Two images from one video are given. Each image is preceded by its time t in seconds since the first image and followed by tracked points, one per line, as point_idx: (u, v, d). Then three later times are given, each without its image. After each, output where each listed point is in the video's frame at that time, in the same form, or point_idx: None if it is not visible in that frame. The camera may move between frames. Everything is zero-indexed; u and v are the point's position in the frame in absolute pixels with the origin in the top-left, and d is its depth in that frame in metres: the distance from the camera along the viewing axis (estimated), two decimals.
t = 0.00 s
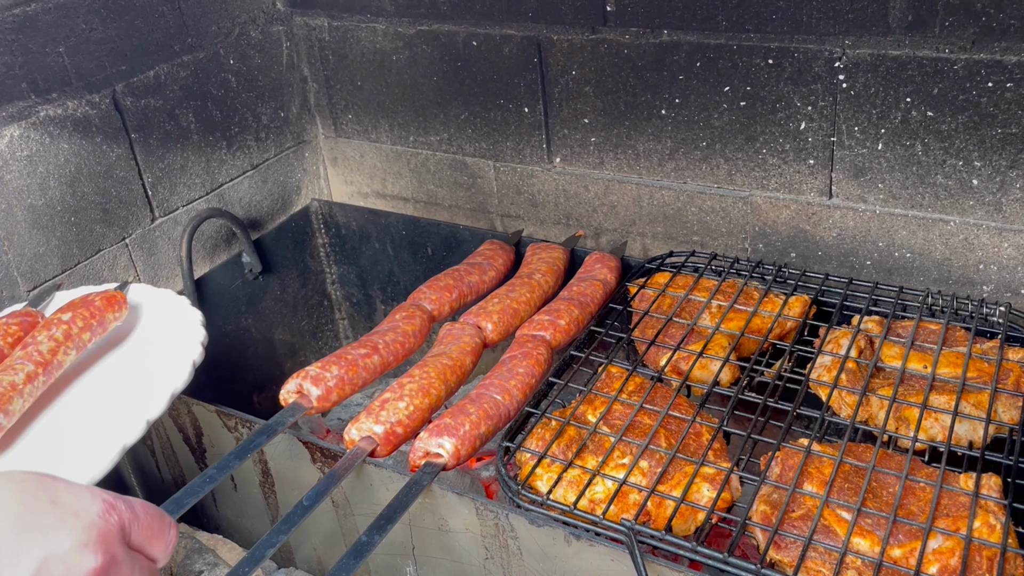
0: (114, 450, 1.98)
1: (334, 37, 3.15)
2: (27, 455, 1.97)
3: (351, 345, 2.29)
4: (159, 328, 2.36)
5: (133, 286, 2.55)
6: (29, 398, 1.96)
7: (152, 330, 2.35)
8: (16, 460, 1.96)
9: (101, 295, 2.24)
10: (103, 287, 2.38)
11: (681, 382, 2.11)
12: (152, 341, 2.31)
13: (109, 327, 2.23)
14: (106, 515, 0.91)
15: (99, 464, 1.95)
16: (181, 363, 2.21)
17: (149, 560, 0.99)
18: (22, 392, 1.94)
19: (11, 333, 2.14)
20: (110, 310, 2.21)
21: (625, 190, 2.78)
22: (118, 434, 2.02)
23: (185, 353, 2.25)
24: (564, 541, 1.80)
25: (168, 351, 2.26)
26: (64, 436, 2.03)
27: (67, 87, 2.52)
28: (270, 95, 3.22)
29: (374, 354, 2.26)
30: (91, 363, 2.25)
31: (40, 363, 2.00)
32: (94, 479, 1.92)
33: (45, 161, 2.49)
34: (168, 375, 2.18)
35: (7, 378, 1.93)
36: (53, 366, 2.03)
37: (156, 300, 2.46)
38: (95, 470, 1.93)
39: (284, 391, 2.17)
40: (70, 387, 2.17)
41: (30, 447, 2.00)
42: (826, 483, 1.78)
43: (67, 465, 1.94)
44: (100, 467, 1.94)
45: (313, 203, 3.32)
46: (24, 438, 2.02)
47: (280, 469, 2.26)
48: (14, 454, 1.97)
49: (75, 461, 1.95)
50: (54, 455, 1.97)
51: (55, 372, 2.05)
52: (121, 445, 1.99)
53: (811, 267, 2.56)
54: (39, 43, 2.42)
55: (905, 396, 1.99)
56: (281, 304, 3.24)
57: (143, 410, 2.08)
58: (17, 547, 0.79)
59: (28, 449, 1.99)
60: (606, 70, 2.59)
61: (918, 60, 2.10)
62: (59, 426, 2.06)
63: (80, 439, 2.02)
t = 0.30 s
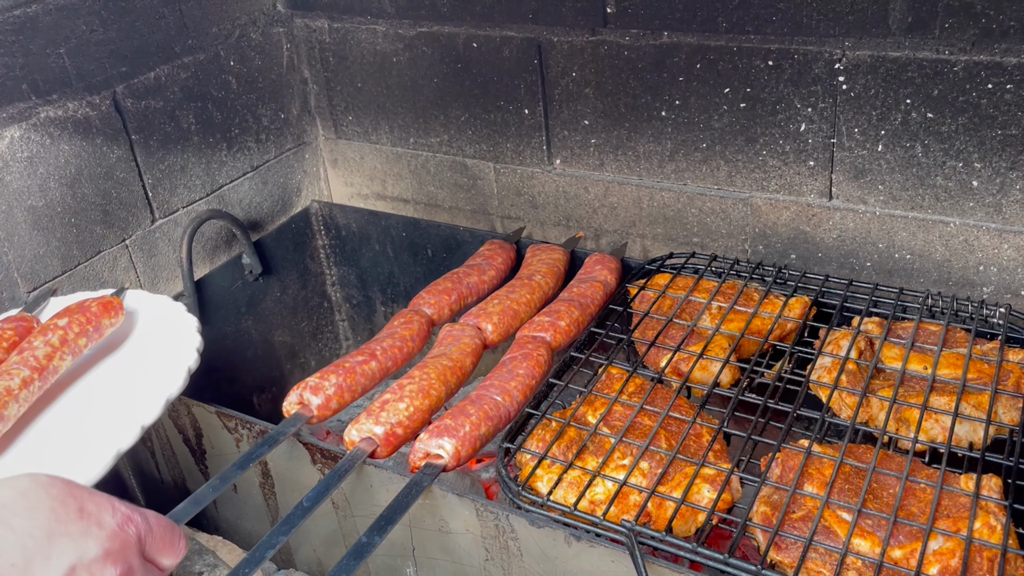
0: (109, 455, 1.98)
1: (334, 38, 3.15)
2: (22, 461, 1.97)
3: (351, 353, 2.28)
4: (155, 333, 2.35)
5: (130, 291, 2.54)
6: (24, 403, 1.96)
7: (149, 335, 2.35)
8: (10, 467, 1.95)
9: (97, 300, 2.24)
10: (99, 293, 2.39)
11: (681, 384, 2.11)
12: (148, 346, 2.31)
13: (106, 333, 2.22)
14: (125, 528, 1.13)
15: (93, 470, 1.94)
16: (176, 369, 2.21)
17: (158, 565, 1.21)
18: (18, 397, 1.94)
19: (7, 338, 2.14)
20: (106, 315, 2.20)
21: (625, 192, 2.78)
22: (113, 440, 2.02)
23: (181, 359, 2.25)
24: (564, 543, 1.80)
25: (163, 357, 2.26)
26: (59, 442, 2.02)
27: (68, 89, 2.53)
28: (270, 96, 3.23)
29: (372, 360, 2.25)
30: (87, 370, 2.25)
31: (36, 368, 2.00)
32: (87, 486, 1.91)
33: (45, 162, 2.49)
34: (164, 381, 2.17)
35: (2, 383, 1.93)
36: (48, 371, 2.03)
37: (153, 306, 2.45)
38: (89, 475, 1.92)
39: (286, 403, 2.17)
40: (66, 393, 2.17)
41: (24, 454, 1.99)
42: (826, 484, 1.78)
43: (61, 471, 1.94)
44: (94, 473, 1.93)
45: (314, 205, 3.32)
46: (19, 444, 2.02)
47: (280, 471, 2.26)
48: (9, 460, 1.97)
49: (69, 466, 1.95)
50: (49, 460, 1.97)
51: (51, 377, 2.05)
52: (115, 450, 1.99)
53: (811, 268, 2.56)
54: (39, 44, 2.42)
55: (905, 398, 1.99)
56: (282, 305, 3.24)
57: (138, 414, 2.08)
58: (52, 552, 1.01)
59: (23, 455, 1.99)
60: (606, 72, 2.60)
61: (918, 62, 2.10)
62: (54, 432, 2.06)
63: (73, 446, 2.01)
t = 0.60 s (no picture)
0: (105, 460, 1.98)
1: (334, 40, 3.15)
2: (18, 466, 1.97)
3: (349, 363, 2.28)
4: (153, 338, 2.35)
5: (130, 296, 2.54)
6: (20, 409, 1.96)
7: (147, 340, 2.35)
8: (8, 471, 1.95)
9: (95, 305, 2.24)
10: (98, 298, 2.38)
11: (680, 386, 2.11)
12: (146, 351, 2.30)
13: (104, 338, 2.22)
14: (144, 555, 1.17)
15: (89, 476, 1.94)
16: (173, 374, 2.20)
17: None
18: (14, 403, 1.94)
19: (5, 342, 2.14)
20: (104, 320, 2.20)
21: (625, 194, 2.78)
22: (109, 445, 2.01)
23: (178, 364, 2.24)
24: (564, 545, 1.79)
25: (161, 362, 2.26)
26: (56, 447, 2.02)
27: (68, 90, 2.52)
28: (270, 98, 3.22)
29: (371, 369, 2.25)
30: (85, 374, 2.24)
31: (33, 373, 2.00)
32: (84, 491, 1.91)
33: (45, 165, 2.49)
34: (161, 386, 2.17)
35: None
36: (45, 376, 2.03)
37: (151, 311, 2.45)
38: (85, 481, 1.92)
39: (287, 416, 2.17)
40: (64, 398, 2.17)
41: (20, 460, 1.99)
42: (827, 486, 1.78)
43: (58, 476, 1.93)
44: (90, 478, 1.93)
45: (313, 207, 3.32)
46: (15, 449, 2.02)
47: (279, 473, 2.25)
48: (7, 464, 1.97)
49: (65, 472, 1.95)
50: (45, 466, 1.97)
51: (48, 382, 2.05)
52: (111, 456, 1.98)
53: (811, 270, 2.56)
54: (39, 46, 2.42)
55: (906, 400, 1.99)
56: (281, 308, 3.24)
57: (135, 420, 2.08)
58: None
59: (20, 460, 1.99)
60: (606, 74, 2.60)
61: (918, 64, 2.10)
62: (51, 437, 2.05)
63: (71, 450, 2.01)
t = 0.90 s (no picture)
0: (106, 466, 1.98)
1: (333, 42, 3.15)
2: (19, 471, 1.97)
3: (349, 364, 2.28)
4: (155, 342, 2.36)
5: (132, 301, 2.54)
6: (22, 414, 1.96)
7: (148, 344, 2.35)
8: (9, 476, 1.95)
9: (97, 309, 2.24)
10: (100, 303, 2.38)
11: (680, 388, 2.11)
12: (147, 356, 2.31)
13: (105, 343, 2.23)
14: (131, 554, 1.20)
15: (90, 482, 1.95)
16: (175, 379, 2.21)
17: None
18: (15, 407, 1.93)
19: (7, 347, 2.14)
20: (106, 325, 2.21)
21: (625, 196, 2.78)
22: (110, 451, 2.02)
23: (180, 369, 2.25)
24: (564, 547, 1.79)
25: (162, 367, 2.26)
26: (57, 452, 2.02)
27: (67, 92, 2.53)
28: (270, 100, 3.23)
29: (371, 371, 2.25)
30: (87, 379, 2.25)
31: (35, 378, 2.00)
32: (85, 497, 1.91)
33: (45, 166, 2.49)
34: (162, 391, 2.17)
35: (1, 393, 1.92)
36: (47, 380, 2.03)
37: (152, 316, 2.45)
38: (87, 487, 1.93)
39: (287, 417, 2.19)
40: (65, 403, 2.17)
41: (21, 464, 1.99)
42: (826, 488, 1.78)
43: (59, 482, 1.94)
44: (90, 485, 1.93)
45: (313, 209, 3.32)
46: (16, 454, 2.02)
47: (279, 475, 2.25)
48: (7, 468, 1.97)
49: (66, 478, 1.95)
50: (46, 471, 1.97)
51: (50, 387, 2.05)
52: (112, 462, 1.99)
53: (811, 272, 2.56)
54: (39, 48, 2.42)
55: (905, 402, 1.99)
56: (281, 309, 3.24)
57: (136, 426, 2.08)
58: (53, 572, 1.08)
59: (21, 465, 1.99)
60: (606, 76, 2.60)
61: (917, 66, 2.11)
62: (52, 442, 2.05)
63: (71, 455, 2.01)
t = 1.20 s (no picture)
0: (108, 469, 1.98)
1: (334, 44, 3.15)
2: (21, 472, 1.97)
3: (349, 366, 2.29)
4: (156, 345, 2.36)
5: (133, 303, 2.55)
6: (23, 416, 1.96)
7: (150, 347, 2.36)
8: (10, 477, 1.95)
9: (99, 311, 2.25)
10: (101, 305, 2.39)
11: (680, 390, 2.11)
12: (149, 359, 2.31)
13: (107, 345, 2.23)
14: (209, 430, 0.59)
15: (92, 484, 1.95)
16: (176, 382, 2.21)
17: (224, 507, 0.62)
18: (17, 410, 1.93)
19: (8, 349, 2.14)
20: (108, 327, 2.21)
21: (625, 198, 2.78)
22: (112, 454, 2.02)
23: (182, 372, 2.25)
24: (564, 549, 1.79)
25: (164, 370, 2.27)
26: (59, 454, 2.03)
27: (68, 95, 2.53)
28: (270, 102, 3.23)
29: (371, 373, 2.26)
30: (88, 381, 2.25)
31: (36, 381, 2.01)
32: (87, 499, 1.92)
33: (46, 169, 2.49)
34: (164, 394, 2.18)
35: (2, 396, 1.92)
36: (48, 383, 2.03)
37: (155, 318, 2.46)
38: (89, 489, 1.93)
39: (287, 419, 2.19)
40: (67, 405, 2.18)
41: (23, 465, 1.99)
42: (826, 490, 1.79)
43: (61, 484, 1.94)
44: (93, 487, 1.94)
45: (313, 210, 3.33)
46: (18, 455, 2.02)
47: (279, 476, 2.25)
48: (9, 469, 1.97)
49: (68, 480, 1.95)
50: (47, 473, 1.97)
51: (51, 390, 2.05)
52: (115, 464, 1.99)
53: (810, 274, 2.56)
54: (39, 51, 2.43)
55: (905, 404, 1.99)
56: (281, 311, 3.24)
57: (138, 429, 2.09)
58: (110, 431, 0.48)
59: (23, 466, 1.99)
60: (606, 78, 2.60)
61: (917, 68, 2.11)
62: (53, 444, 2.06)
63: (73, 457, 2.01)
